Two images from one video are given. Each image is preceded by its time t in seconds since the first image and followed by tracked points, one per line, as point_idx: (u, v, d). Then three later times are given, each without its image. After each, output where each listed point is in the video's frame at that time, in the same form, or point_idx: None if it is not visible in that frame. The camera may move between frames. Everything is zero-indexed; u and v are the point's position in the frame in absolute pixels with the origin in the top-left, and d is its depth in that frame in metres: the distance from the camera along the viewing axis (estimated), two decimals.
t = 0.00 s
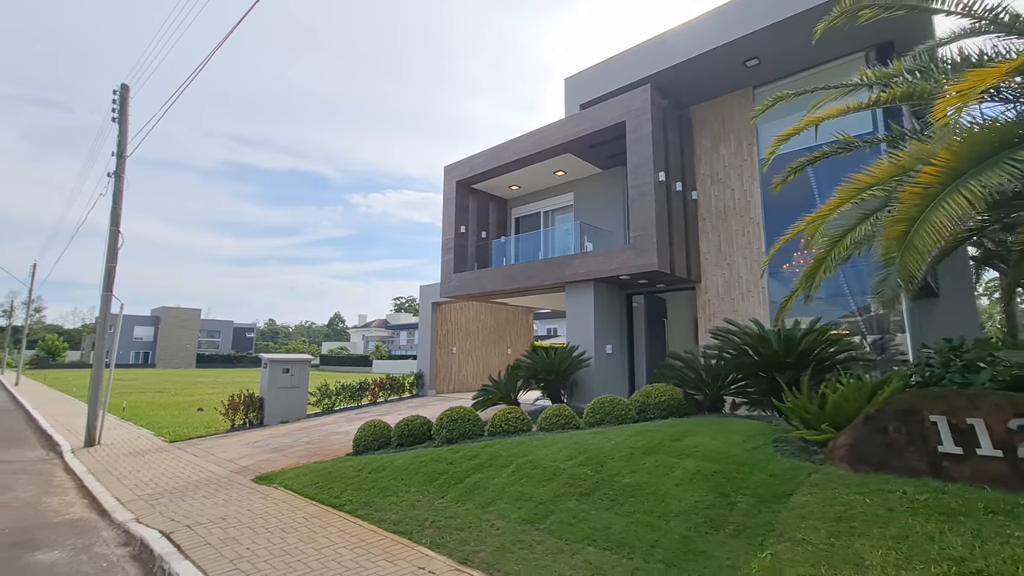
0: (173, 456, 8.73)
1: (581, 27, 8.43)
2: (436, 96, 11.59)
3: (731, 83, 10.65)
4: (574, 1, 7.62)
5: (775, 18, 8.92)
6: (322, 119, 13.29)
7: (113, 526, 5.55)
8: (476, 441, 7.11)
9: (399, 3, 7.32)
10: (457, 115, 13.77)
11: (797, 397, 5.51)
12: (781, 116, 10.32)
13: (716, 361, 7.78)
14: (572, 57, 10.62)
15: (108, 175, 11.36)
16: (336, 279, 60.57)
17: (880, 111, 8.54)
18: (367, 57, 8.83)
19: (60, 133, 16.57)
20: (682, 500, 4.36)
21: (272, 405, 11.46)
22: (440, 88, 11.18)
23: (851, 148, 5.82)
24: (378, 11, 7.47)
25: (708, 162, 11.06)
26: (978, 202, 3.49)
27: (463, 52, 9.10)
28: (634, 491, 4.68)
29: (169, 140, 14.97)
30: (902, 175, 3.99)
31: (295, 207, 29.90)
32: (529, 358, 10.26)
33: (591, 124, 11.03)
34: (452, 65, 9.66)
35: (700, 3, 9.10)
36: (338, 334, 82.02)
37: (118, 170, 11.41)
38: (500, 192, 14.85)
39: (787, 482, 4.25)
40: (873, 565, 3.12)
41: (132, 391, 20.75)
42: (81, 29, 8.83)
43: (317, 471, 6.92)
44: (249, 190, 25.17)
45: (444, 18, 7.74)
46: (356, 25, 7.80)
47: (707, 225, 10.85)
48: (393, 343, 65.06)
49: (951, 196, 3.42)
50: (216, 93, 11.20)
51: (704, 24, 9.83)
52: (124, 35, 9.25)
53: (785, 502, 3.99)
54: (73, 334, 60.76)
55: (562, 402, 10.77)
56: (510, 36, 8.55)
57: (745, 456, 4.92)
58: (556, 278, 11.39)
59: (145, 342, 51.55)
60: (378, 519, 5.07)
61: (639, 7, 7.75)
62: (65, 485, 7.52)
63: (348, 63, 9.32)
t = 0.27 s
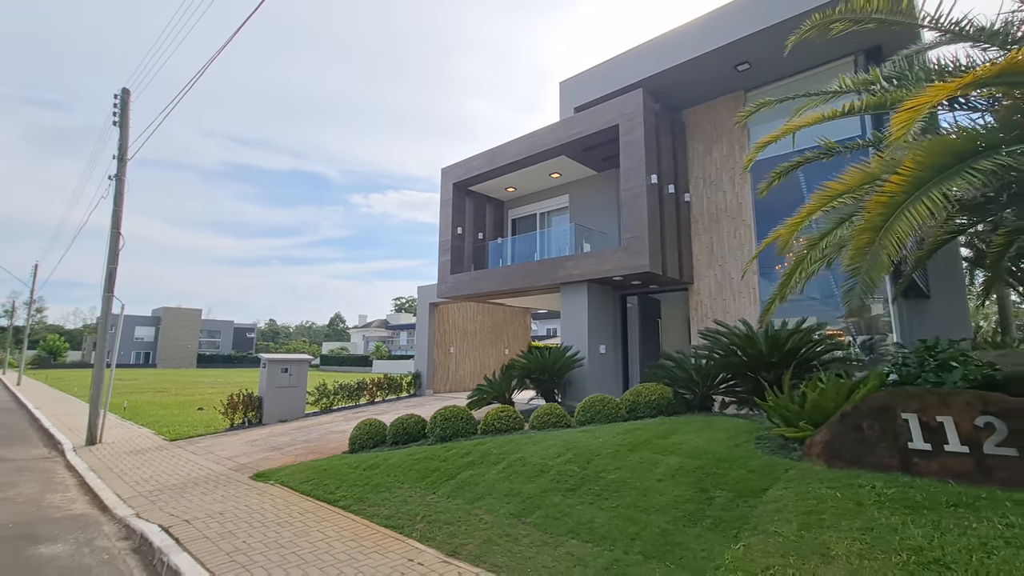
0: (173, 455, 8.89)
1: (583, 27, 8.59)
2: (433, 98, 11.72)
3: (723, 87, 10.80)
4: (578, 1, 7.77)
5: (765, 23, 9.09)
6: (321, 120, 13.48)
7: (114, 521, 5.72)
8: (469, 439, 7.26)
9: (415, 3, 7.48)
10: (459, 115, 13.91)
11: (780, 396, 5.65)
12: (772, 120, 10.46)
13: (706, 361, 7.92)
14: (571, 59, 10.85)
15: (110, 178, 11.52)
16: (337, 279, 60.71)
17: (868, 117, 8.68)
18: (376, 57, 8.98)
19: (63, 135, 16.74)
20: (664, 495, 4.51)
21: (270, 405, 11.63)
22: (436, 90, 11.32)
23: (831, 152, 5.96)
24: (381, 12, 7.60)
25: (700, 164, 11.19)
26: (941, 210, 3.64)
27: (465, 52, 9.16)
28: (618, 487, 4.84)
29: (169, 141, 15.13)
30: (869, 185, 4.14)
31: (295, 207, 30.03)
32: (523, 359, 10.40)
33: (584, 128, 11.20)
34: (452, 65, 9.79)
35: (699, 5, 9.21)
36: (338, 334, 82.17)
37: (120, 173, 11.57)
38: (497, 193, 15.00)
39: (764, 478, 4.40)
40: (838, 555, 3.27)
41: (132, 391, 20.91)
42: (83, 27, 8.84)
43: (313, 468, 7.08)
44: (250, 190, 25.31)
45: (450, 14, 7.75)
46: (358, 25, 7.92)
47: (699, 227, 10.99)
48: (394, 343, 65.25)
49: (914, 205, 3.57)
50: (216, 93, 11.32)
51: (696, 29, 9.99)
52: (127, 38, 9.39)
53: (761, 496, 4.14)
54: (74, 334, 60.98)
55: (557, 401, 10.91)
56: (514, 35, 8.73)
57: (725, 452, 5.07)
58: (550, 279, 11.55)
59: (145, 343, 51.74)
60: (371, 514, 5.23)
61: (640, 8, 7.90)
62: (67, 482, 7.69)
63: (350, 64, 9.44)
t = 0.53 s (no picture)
0: (174, 454, 9.04)
1: (584, 27, 8.50)
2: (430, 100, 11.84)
3: (715, 92, 10.94)
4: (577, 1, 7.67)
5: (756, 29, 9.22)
6: (320, 121, 13.60)
7: (115, 519, 5.87)
8: (463, 439, 7.40)
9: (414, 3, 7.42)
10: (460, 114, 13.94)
11: (765, 396, 5.79)
12: (764, 123, 10.58)
13: (696, 362, 8.05)
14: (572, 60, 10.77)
15: (111, 181, 11.67)
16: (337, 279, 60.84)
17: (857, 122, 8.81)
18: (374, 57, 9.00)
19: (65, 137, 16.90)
20: (648, 493, 4.65)
21: (269, 405, 11.78)
22: (433, 92, 11.44)
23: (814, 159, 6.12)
24: (379, 12, 7.58)
25: (693, 167, 11.32)
26: (911, 219, 3.80)
27: (463, 51, 9.05)
28: (604, 485, 4.98)
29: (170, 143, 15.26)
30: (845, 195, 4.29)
31: (296, 207, 30.15)
32: (518, 360, 10.53)
33: (579, 131, 11.34)
34: (450, 64, 9.68)
35: (704, 6, 9.08)
36: (339, 334, 82.32)
37: (120, 176, 11.71)
38: (494, 195, 15.13)
39: (744, 476, 4.55)
40: (809, 549, 3.42)
41: (133, 391, 21.05)
42: (83, 27, 8.65)
43: (310, 467, 7.22)
44: (250, 190, 25.41)
45: (449, 14, 7.71)
46: (355, 25, 7.92)
47: (693, 229, 11.11)
48: (393, 343, 65.42)
49: (885, 214, 3.72)
50: (216, 94, 11.43)
51: (688, 35, 10.12)
52: (126, 44, 9.50)
53: (740, 494, 4.29)
54: (75, 335, 61.18)
55: (552, 402, 11.05)
56: (514, 35, 8.60)
57: (710, 451, 5.21)
58: (546, 281, 11.69)
59: (146, 343, 51.91)
60: (365, 512, 5.37)
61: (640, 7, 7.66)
62: (70, 481, 7.84)
63: (350, 64, 9.52)
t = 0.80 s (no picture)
0: (175, 452, 9.21)
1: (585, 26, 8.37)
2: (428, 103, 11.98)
3: (709, 95, 11.09)
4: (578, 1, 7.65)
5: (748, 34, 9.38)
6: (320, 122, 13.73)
7: (120, 514, 6.05)
8: (458, 437, 7.55)
9: (415, 3, 7.52)
10: (463, 114, 13.99)
11: (751, 395, 5.92)
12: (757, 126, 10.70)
13: (687, 363, 8.18)
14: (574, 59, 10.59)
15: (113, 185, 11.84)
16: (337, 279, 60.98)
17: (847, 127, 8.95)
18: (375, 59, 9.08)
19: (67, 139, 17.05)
20: (635, 488, 4.80)
21: (269, 404, 11.94)
22: (432, 94, 11.58)
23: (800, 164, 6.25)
24: (381, 11, 7.69)
25: (688, 170, 11.46)
26: (887, 221, 3.91)
27: (465, 51, 9.05)
28: (593, 481, 5.14)
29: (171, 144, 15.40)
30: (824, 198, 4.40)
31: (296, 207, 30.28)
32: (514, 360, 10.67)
33: (575, 135, 11.51)
34: (452, 64, 9.67)
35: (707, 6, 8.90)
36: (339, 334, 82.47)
37: (123, 180, 11.88)
38: (492, 197, 15.28)
39: (727, 471, 4.70)
40: (785, 541, 3.57)
41: (134, 391, 21.20)
42: (82, 27, 8.86)
43: (308, 465, 7.38)
44: (251, 190, 25.54)
45: (450, 12, 7.74)
46: (356, 25, 8.03)
47: (687, 231, 11.25)
48: (393, 343, 65.49)
49: (860, 216, 3.83)
50: (216, 96, 11.55)
51: (682, 40, 10.28)
52: (130, 48, 9.66)
53: (722, 489, 4.44)
54: (76, 335, 61.39)
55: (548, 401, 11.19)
56: (515, 32, 8.52)
57: (695, 448, 5.37)
58: (542, 282, 11.86)
59: (147, 343, 52.07)
60: (362, 507, 5.53)
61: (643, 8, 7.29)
62: (73, 478, 8.01)
63: (351, 65, 9.63)
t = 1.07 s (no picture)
0: (177, 450, 9.37)
1: (587, 26, 8.19)
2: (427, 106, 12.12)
3: (703, 99, 11.23)
4: None
5: (740, 40, 9.53)
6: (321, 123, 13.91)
7: (124, 509, 6.21)
8: (454, 435, 7.71)
9: (415, 4, 7.60)
10: (463, 114, 14.06)
11: (739, 394, 6.07)
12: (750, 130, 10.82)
13: (680, 363, 8.32)
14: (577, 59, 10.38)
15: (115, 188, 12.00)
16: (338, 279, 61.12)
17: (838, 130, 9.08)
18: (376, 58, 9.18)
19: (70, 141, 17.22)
20: (623, 484, 4.96)
21: (270, 403, 12.11)
22: (430, 96, 11.71)
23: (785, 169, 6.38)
24: (382, 11, 7.79)
25: (682, 172, 11.58)
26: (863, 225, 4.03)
27: (465, 52, 9.15)
28: (583, 477, 5.30)
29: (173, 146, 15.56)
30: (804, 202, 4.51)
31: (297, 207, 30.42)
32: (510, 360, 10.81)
33: (571, 137, 11.67)
34: (453, 64, 9.72)
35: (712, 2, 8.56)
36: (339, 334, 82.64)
37: (125, 182, 12.04)
38: (490, 198, 15.43)
39: (712, 468, 4.86)
40: (763, 533, 3.73)
41: (135, 391, 21.35)
42: (89, 27, 8.87)
43: (308, 463, 7.54)
44: (252, 190, 25.68)
45: (450, 14, 7.83)
46: (356, 26, 8.16)
47: (681, 233, 11.38)
48: (393, 343, 65.55)
49: (837, 219, 3.94)
50: (218, 98, 11.69)
51: (676, 45, 10.41)
52: (132, 50, 9.79)
53: (706, 484, 4.60)
54: (78, 334, 61.62)
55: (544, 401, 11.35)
56: (517, 33, 8.51)
57: (683, 445, 5.53)
58: (538, 283, 12.02)
59: (148, 343, 52.25)
60: (359, 503, 5.70)
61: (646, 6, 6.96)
62: (78, 476, 8.17)
63: (352, 65, 9.72)
